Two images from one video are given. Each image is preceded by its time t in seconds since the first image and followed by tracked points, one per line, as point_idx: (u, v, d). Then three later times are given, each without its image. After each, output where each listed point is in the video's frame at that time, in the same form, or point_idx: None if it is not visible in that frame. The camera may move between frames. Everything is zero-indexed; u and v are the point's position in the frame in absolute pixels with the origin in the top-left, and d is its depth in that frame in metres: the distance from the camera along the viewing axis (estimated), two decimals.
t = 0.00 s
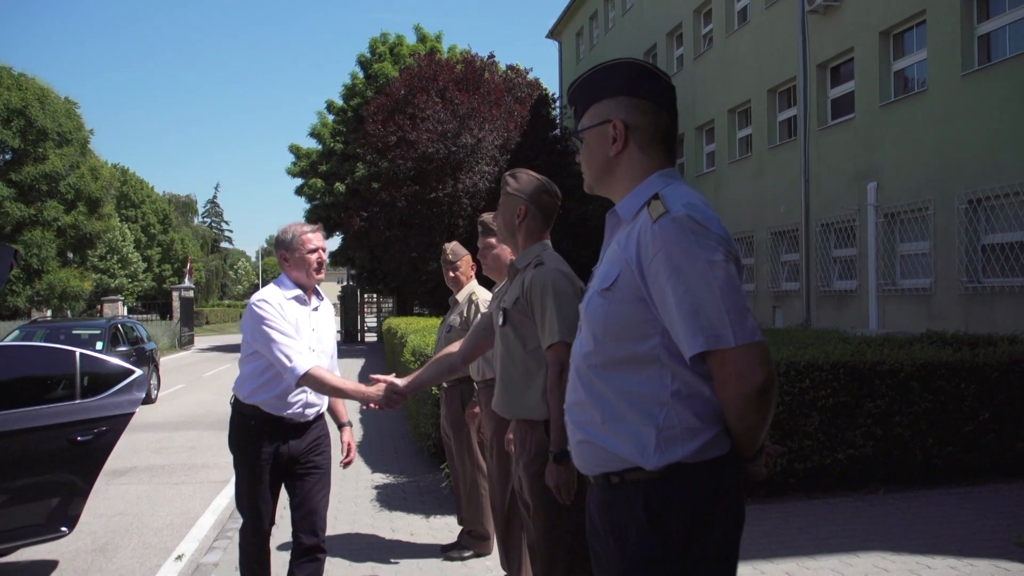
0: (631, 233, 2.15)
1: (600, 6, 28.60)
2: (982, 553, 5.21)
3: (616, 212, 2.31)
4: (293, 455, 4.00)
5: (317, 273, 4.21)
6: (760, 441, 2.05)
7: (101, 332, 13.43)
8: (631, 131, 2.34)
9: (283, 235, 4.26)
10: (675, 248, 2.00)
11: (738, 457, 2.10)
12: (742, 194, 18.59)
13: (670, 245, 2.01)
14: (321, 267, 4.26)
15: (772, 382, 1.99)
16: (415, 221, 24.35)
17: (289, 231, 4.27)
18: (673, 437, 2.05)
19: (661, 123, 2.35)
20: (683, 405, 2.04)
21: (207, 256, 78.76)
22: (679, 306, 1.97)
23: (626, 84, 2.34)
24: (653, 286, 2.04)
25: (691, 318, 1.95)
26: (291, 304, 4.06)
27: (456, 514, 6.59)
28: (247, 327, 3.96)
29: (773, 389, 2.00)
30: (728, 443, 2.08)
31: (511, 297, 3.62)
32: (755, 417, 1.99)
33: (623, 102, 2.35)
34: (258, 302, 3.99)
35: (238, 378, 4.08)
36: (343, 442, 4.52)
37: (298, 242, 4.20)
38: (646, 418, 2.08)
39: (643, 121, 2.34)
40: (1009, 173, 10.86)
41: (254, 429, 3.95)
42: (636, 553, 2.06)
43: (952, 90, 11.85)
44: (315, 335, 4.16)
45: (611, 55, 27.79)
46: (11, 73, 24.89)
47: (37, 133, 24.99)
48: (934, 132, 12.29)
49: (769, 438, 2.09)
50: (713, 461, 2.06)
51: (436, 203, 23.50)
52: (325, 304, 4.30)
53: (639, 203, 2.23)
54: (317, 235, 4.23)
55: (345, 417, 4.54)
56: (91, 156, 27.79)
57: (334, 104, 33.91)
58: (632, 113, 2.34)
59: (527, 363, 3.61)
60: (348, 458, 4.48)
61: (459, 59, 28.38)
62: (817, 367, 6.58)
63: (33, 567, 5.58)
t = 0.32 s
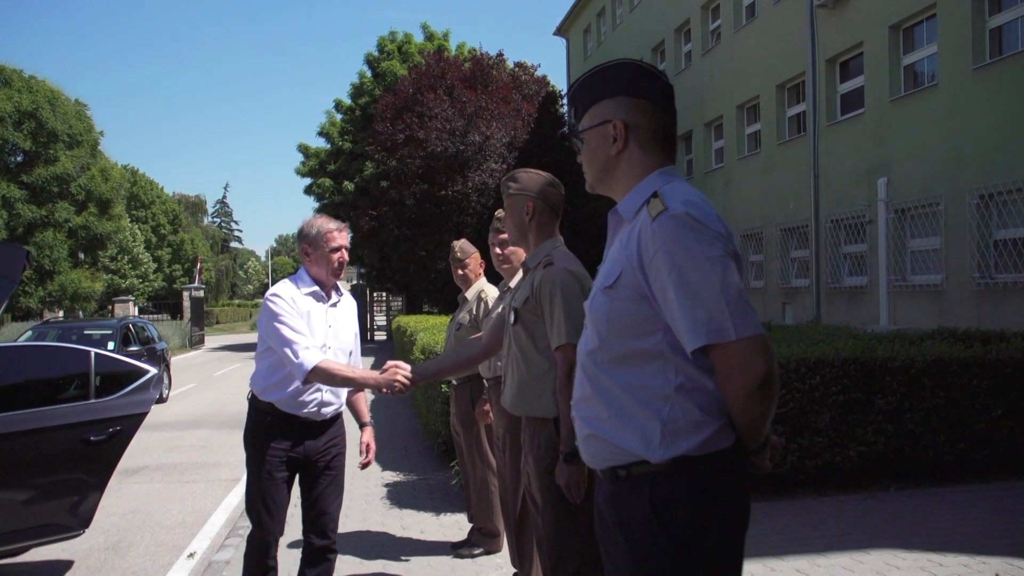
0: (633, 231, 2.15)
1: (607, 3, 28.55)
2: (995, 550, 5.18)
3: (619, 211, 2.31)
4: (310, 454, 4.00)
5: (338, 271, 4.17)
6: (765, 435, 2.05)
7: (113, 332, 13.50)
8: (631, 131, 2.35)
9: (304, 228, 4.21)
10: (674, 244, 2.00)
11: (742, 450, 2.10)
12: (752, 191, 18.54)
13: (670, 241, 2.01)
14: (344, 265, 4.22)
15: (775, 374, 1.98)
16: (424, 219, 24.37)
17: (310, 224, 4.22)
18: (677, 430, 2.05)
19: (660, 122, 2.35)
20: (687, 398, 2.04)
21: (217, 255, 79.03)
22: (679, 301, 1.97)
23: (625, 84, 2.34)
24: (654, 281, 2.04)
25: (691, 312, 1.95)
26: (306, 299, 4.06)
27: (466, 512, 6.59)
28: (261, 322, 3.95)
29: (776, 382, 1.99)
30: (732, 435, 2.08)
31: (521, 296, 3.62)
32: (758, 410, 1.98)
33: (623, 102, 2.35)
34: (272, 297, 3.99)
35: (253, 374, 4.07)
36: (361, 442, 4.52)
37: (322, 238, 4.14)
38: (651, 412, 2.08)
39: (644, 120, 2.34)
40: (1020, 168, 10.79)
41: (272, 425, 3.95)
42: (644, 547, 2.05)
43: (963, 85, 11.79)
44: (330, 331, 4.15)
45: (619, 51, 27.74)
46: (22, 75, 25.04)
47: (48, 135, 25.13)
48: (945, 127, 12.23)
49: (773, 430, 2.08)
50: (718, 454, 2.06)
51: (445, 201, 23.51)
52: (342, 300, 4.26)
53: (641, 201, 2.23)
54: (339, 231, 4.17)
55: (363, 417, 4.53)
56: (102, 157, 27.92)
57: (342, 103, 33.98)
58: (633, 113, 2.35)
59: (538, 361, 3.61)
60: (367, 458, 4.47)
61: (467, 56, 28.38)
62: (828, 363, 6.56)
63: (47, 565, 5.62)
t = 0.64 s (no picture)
0: (629, 233, 2.16)
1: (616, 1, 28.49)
2: (1007, 548, 5.15)
3: (616, 214, 2.32)
4: (320, 454, 3.99)
5: (341, 267, 4.18)
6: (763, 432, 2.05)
7: (125, 332, 13.58)
8: (628, 135, 2.36)
9: (307, 226, 4.22)
10: (669, 244, 2.01)
11: (742, 445, 2.11)
12: (762, 188, 18.47)
13: (664, 242, 2.02)
14: (348, 261, 4.21)
15: (770, 369, 1.99)
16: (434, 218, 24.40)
17: (313, 221, 4.23)
18: (677, 427, 2.06)
19: (654, 126, 2.37)
20: (685, 395, 2.05)
21: (228, 255, 79.34)
22: (673, 300, 1.98)
23: (619, 90, 2.36)
24: (651, 282, 2.05)
25: (685, 311, 1.95)
26: (311, 297, 4.07)
27: (476, 510, 6.61)
28: (267, 323, 3.96)
29: (771, 376, 2.00)
30: (731, 430, 2.09)
31: (529, 294, 3.62)
32: (754, 408, 1.99)
33: (619, 107, 2.37)
34: (277, 296, 4.00)
35: (261, 374, 4.08)
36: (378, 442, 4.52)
37: (324, 233, 4.14)
38: (651, 410, 2.09)
39: (640, 124, 2.37)
40: None
41: (282, 425, 3.93)
42: (649, 542, 2.05)
43: (975, 80, 11.72)
44: (337, 330, 4.15)
45: (628, 49, 27.69)
46: (34, 76, 25.23)
47: (60, 135, 25.31)
48: (957, 122, 12.15)
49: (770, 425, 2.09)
50: (718, 449, 2.07)
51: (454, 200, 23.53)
52: (347, 296, 4.24)
53: (637, 204, 2.24)
54: (341, 226, 4.17)
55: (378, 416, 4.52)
56: (114, 157, 28.06)
57: (352, 103, 34.05)
58: (629, 118, 2.36)
59: (544, 360, 3.62)
60: (384, 458, 4.47)
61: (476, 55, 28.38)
62: (838, 360, 6.53)
63: (59, 564, 5.67)
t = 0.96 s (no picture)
0: (637, 235, 2.18)
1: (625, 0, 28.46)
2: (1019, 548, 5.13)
3: (624, 215, 2.34)
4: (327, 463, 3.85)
5: (333, 268, 3.96)
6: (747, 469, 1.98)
7: (136, 331, 13.64)
8: (638, 138, 2.38)
9: (298, 227, 4.01)
10: (676, 247, 2.03)
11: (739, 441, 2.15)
12: (772, 186, 18.41)
13: (672, 245, 2.04)
14: (340, 261, 3.99)
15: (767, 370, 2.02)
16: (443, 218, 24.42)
17: (304, 222, 4.01)
18: (683, 424, 2.10)
19: (661, 130, 2.40)
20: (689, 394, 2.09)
21: (238, 255, 79.69)
22: (676, 302, 2.00)
23: (628, 93, 2.38)
24: (657, 284, 2.07)
25: (689, 313, 1.98)
26: (306, 303, 3.84)
27: (485, 510, 6.62)
28: (260, 333, 3.74)
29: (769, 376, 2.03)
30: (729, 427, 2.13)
31: (539, 295, 3.63)
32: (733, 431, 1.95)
33: (627, 111, 2.38)
34: (270, 304, 3.79)
35: (260, 382, 3.92)
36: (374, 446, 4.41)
37: (313, 234, 3.94)
38: (656, 407, 2.13)
39: (648, 128, 2.39)
40: None
41: (287, 433, 3.76)
42: (652, 533, 2.09)
43: (986, 78, 11.65)
44: (337, 332, 3.94)
45: (637, 49, 27.65)
46: (47, 76, 25.38)
47: (72, 136, 25.46)
48: (967, 120, 12.09)
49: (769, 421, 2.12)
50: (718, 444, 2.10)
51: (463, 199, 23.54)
52: (343, 298, 4.02)
53: (645, 206, 2.26)
54: (331, 226, 3.94)
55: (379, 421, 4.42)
56: (125, 158, 28.19)
57: (361, 103, 34.12)
58: (638, 121, 2.38)
59: (554, 361, 3.63)
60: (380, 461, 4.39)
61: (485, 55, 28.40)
62: (849, 360, 6.51)
63: (71, 562, 5.71)
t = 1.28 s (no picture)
0: (648, 233, 2.21)
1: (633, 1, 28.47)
2: None
3: (635, 213, 2.36)
4: (316, 469, 3.47)
5: (318, 265, 3.67)
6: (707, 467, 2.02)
7: (146, 332, 13.70)
8: (651, 138, 2.39)
9: (281, 224, 3.77)
10: (684, 246, 2.06)
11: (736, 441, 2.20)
12: (781, 187, 18.37)
13: (680, 243, 2.07)
14: (325, 258, 3.70)
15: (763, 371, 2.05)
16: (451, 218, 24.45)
17: (287, 218, 3.76)
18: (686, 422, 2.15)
19: (675, 130, 2.41)
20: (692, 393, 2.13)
21: (248, 255, 80.06)
22: (680, 300, 2.03)
23: (641, 94, 2.40)
24: (662, 284, 2.10)
25: (691, 312, 2.01)
26: (286, 302, 3.57)
27: (493, 511, 6.63)
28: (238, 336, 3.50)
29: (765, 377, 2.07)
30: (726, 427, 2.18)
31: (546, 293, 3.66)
32: (708, 435, 1.99)
33: (640, 111, 2.39)
34: (247, 304, 3.54)
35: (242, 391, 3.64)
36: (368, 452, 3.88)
37: (296, 229, 3.67)
38: (660, 405, 2.17)
39: (661, 128, 2.40)
40: None
41: (267, 439, 3.44)
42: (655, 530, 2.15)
43: (996, 78, 11.61)
44: (321, 333, 3.63)
45: (646, 49, 27.65)
46: (58, 78, 25.53)
47: (83, 137, 25.59)
48: (978, 120, 12.03)
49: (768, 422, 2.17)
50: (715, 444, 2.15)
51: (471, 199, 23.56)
52: (328, 298, 3.71)
53: (656, 205, 2.28)
54: (314, 221, 3.68)
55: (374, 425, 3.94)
56: (136, 159, 28.30)
57: (370, 104, 34.21)
58: (650, 121, 2.39)
59: (559, 359, 3.65)
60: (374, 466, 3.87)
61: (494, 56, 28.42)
62: (858, 361, 6.49)
63: (80, 563, 5.73)
